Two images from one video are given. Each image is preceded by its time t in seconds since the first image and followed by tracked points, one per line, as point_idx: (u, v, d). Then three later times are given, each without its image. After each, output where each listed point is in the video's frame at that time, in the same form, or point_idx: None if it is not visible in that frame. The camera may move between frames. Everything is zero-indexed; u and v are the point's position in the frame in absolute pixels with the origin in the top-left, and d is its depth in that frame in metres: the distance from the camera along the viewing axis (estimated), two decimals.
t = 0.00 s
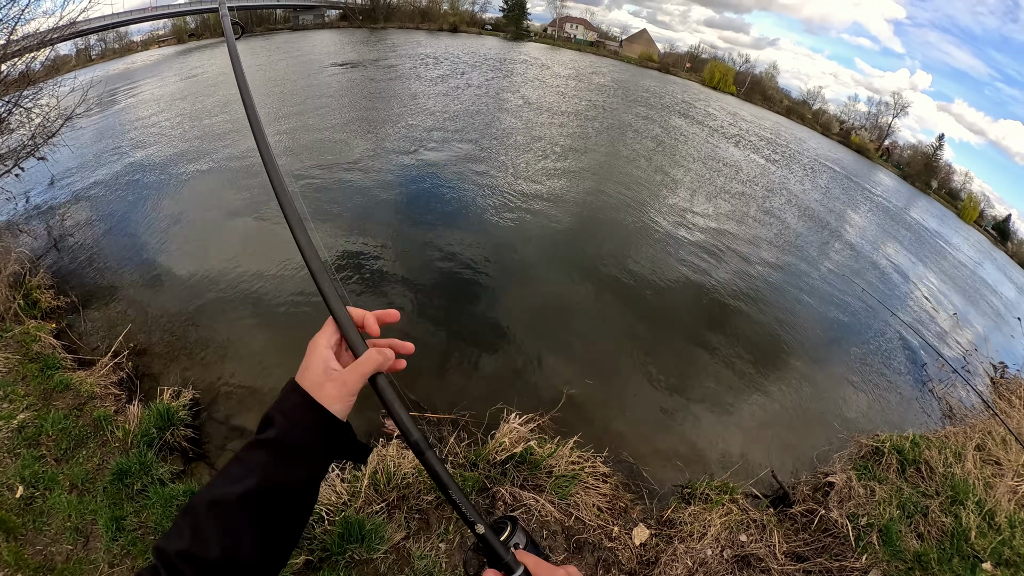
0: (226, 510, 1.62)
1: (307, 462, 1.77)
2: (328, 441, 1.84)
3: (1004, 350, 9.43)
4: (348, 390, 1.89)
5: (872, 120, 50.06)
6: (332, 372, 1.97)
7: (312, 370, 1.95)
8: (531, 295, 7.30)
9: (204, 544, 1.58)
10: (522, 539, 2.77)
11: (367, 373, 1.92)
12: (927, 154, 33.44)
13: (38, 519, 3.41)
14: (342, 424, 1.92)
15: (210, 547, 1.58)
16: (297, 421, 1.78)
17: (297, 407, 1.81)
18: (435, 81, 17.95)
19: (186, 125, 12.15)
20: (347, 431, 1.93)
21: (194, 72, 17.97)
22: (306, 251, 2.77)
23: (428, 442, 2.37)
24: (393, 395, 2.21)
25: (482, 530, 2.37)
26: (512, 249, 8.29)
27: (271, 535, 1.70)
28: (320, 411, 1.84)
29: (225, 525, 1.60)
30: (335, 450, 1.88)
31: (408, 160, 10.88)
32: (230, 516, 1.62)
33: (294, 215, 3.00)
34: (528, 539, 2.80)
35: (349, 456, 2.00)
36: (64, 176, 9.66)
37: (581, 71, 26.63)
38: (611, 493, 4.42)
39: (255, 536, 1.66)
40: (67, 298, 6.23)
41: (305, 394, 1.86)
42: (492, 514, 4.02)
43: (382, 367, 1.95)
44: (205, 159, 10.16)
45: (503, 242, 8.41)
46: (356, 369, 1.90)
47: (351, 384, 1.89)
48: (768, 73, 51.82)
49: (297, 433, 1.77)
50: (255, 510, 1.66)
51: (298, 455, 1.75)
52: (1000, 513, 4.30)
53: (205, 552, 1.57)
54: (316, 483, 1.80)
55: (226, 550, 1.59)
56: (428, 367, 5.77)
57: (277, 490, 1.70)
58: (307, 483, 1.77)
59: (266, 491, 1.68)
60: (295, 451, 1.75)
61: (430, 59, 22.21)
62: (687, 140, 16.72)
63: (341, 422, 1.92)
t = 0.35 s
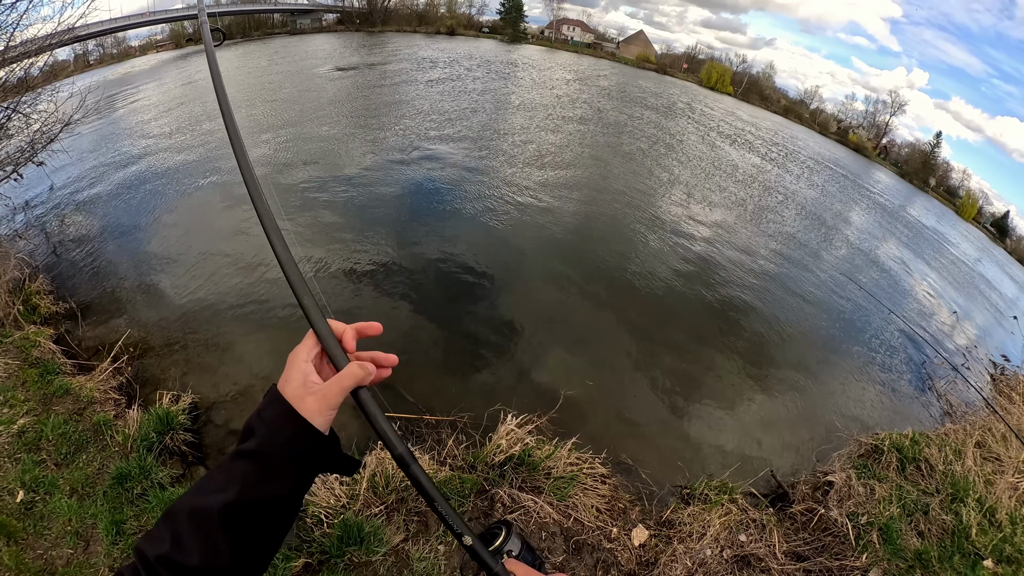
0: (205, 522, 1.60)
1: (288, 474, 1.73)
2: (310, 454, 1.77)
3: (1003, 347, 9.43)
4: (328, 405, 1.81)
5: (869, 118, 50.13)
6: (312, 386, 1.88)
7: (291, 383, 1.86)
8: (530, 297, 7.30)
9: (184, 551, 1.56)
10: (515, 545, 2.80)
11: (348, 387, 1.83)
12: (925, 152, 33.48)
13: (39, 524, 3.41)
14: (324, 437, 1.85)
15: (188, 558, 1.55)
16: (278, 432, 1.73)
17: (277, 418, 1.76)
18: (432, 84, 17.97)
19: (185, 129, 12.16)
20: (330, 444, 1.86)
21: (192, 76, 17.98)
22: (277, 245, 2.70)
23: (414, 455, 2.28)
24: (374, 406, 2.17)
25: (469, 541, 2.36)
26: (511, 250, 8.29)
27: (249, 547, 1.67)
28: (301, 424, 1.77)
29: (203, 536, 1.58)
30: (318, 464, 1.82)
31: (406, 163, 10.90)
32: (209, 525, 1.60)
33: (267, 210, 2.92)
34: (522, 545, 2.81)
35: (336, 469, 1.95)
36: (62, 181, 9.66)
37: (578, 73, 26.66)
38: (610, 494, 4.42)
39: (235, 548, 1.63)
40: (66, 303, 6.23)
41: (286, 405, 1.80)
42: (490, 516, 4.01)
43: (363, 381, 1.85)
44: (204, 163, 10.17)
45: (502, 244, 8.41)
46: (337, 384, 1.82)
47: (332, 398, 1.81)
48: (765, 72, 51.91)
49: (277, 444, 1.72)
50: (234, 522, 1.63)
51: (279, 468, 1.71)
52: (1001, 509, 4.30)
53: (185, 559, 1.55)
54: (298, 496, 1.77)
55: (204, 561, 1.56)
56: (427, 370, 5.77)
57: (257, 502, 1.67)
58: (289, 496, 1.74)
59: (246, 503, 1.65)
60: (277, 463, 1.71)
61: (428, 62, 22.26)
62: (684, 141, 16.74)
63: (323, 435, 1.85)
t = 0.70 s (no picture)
0: (182, 529, 1.61)
1: (261, 479, 1.72)
2: (281, 458, 1.76)
3: (1003, 343, 9.44)
4: (297, 408, 1.79)
5: (867, 117, 50.21)
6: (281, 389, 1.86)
7: (260, 386, 1.84)
8: (528, 298, 7.31)
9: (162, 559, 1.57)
10: (495, 544, 2.92)
11: (316, 390, 1.80)
12: (924, 149, 33.51)
13: (41, 527, 3.42)
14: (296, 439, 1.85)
15: (166, 563, 1.56)
16: (246, 439, 1.72)
17: (247, 423, 1.74)
18: (430, 87, 17.97)
19: (183, 133, 12.17)
20: (302, 446, 1.85)
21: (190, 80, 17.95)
22: (242, 240, 2.60)
23: (388, 458, 2.11)
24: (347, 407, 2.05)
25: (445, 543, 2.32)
26: (509, 252, 8.30)
27: (228, 550, 1.68)
28: (271, 428, 1.76)
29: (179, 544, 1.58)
30: (292, 466, 1.81)
31: (404, 165, 10.91)
32: (184, 532, 1.60)
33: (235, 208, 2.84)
34: (501, 544, 2.94)
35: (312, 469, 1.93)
36: (61, 186, 9.66)
37: (576, 74, 26.66)
38: (609, 494, 4.43)
39: (213, 552, 1.64)
40: (66, 307, 6.24)
41: (255, 409, 1.79)
42: (489, 516, 4.02)
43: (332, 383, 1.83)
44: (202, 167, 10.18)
45: (500, 245, 8.42)
46: (305, 386, 1.78)
47: (300, 401, 1.79)
48: (762, 72, 51.96)
49: (247, 450, 1.71)
50: (210, 528, 1.64)
51: (250, 472, 1.70)
52: (1001, 506, 4.31)
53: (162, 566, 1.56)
54: (274, 497, 1.77)
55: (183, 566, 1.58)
56: (426, 371, 5.77)
57: (231, 508, 1.67)
58: (264, 498, 1.74)
59: (220, 509, 1.65)
60: (248, 468, 1.70)
61: (425, 64, 22.29)
62: (682, 141, 16.75)
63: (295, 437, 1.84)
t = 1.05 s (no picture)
0: (152, 527, 1.61)
1: (226, 480, 1.72)
2: (248, 459, 1.76)
3: (1002, 341, 9.46)
4: (264, 409, 1.77)
5: (865, 116, 50.31)
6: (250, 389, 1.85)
7: (229, 386, 1.83)
8: (526, 299, 7.31)
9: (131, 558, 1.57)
10: (476, 544, 2.70)
11: (282, 391, 1.77)
12: (922, 149, 33.56)
13: (39, 529, 3.42)
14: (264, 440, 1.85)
15: (138, 561, 1.57)
16: (214, 439, 1.72)
17: (215, 424, 1.74)
18: (428, 89, 17.96)
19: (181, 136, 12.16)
20: (270, 449, 1.85)
21: (189, 83, 17.93)
22: (214, 241, 2.57)
23: (359, 459, 2.07)
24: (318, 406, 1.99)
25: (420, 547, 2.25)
26: (507, 253, 8.29)
27: (197, 551, 1.68)
28: (237, 430, 1.75)
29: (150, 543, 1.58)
30: (259, 468, 1.82)
31: (403, 166, 10.92)
32: (154, 531, 1.61)
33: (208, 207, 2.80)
34: (482, 546, 2.70)
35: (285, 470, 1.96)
36: (60, 189, 9.65)
37: (574, 75, 26.69)
38: (606, 494, 4.43)
39: (183, 552, 1.64)
40: (65, 310, 6.23)
41: (222, 410, 1.79)
42: (486, 517, 4.02)
43: (299, 384, 1.78)
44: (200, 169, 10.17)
45: (498, 246, 8.41)
46: (271, 387, 1.75)
47: (265, 402, 1.76)
48: (760, 72, 52.08)
49: (215, 451, 1.71)
50: (179, 529, 1.64)
51: (216, 474, 1.70)
52: (1000, 504, 4.32)
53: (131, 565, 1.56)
54: (240, 498, 1.78)
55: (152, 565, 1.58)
56: (424, 373, 5.77)
57: (197, 509, 1.67)
58: (230, 500, 1.74)
59: (187, 511, 1.65)
60: (215, 469, 1.71)
61: (423, 66, 22.32)
62: (680, 142, 16.74)
63: (263, 438, 1.84)
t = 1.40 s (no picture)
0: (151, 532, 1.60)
1: (225, 484, 1.71)
2: (246, 464, 1.75)
3: (1000, 339, 9.49)
4: (260, 414, 1.77)
5: (861, 116, 50.43)
6: (247, 394, 1.85)
7: (226, 391, 1.83)
8: (524, 300, 7.31)
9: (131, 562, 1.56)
10: (480, 549, 2.71)
11: (279, 396, 1.76)
12: (918, 148, 33.66)
13: (38, 532, 3.41)
14: (261, 445, 1.84)
15: (137, 565, 1.56)
16: (212, 443, 1.71)
17: (213, 428, 1.73)
18: (425, 91, 17.97)
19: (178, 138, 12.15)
20: (268, 455, 1.85)
21: (186, 86, 17.91)
22: (208, 244, 2.56)
23: (358, 465, 2.05)
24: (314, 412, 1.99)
25: (420, 553, 2.22)
26: (505, 254, 8.30)
27: (195, 554, 1.68)
28: (234, 435, 1.75)
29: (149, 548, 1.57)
30: (257, 473, 1.80)
31: (400, 168, 10.92)
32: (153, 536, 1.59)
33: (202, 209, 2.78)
34: (487, 551, 2.72)
35: (284, 475, 1.95)
36: (57, 192, 9.63)
37: (571, 77, 26.74)
38: (605, 495, 4.42)
39: (182, 555, 1.64)
40: (63, 313, 6.21)
41: (220, 415, 1.78)
42: (484, 518, 4.01)
43: (296, 390, 1.78)
44: (197, 172, 10.16)
45: (496, 248, 8.42)
46: (268, 393, 1.75)
47: (262, 408, 1.77)
48: (756, 73, 52.22)
49: (213, 455, 1.70)
50: (178, 532, 1.64)
51: (214, 479, 1.69)
52: (1000, 502, 4.32)
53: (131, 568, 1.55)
54: (239, 502, 1.77)
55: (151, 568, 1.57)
56: (421, 375, 5.76)
57: (196, 513, 1.66)
58: (229, 504, 1.73)
59: (185, 515, 1.64)
60: (213, 473, 1.69)
61: (420, 68, 22.35)
62: (678, 143, 16.77)
63: (260, 444, 1.84)
